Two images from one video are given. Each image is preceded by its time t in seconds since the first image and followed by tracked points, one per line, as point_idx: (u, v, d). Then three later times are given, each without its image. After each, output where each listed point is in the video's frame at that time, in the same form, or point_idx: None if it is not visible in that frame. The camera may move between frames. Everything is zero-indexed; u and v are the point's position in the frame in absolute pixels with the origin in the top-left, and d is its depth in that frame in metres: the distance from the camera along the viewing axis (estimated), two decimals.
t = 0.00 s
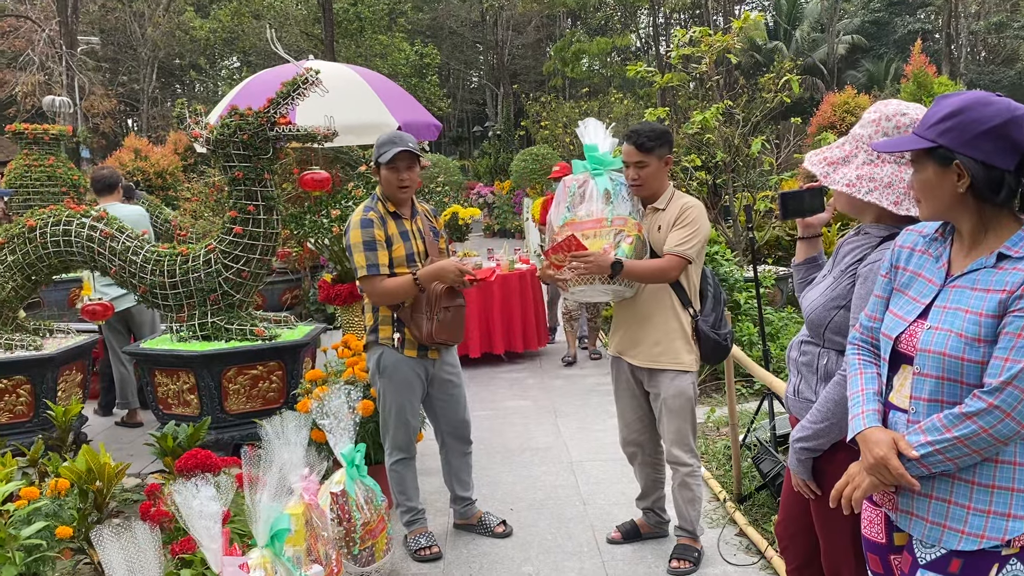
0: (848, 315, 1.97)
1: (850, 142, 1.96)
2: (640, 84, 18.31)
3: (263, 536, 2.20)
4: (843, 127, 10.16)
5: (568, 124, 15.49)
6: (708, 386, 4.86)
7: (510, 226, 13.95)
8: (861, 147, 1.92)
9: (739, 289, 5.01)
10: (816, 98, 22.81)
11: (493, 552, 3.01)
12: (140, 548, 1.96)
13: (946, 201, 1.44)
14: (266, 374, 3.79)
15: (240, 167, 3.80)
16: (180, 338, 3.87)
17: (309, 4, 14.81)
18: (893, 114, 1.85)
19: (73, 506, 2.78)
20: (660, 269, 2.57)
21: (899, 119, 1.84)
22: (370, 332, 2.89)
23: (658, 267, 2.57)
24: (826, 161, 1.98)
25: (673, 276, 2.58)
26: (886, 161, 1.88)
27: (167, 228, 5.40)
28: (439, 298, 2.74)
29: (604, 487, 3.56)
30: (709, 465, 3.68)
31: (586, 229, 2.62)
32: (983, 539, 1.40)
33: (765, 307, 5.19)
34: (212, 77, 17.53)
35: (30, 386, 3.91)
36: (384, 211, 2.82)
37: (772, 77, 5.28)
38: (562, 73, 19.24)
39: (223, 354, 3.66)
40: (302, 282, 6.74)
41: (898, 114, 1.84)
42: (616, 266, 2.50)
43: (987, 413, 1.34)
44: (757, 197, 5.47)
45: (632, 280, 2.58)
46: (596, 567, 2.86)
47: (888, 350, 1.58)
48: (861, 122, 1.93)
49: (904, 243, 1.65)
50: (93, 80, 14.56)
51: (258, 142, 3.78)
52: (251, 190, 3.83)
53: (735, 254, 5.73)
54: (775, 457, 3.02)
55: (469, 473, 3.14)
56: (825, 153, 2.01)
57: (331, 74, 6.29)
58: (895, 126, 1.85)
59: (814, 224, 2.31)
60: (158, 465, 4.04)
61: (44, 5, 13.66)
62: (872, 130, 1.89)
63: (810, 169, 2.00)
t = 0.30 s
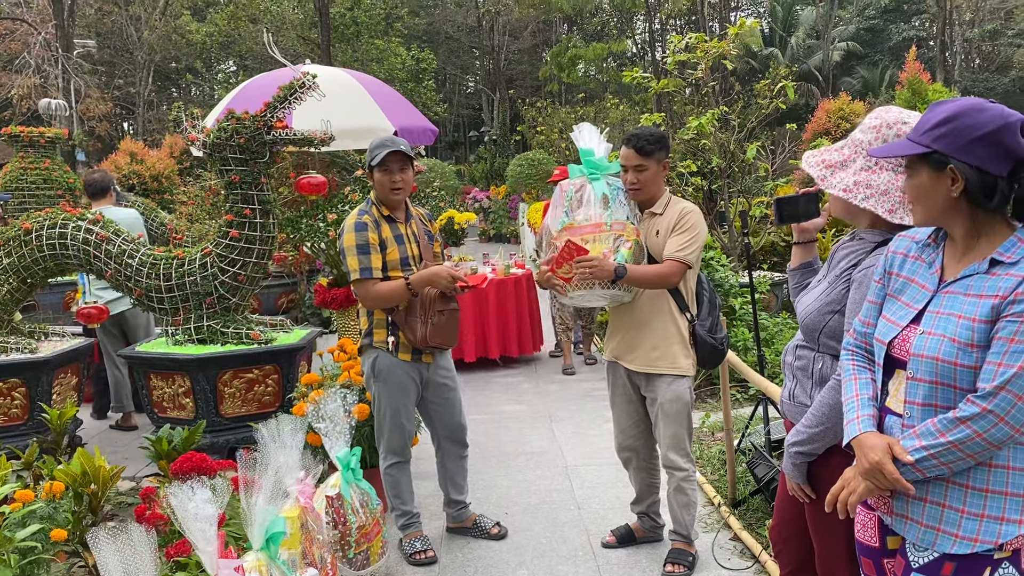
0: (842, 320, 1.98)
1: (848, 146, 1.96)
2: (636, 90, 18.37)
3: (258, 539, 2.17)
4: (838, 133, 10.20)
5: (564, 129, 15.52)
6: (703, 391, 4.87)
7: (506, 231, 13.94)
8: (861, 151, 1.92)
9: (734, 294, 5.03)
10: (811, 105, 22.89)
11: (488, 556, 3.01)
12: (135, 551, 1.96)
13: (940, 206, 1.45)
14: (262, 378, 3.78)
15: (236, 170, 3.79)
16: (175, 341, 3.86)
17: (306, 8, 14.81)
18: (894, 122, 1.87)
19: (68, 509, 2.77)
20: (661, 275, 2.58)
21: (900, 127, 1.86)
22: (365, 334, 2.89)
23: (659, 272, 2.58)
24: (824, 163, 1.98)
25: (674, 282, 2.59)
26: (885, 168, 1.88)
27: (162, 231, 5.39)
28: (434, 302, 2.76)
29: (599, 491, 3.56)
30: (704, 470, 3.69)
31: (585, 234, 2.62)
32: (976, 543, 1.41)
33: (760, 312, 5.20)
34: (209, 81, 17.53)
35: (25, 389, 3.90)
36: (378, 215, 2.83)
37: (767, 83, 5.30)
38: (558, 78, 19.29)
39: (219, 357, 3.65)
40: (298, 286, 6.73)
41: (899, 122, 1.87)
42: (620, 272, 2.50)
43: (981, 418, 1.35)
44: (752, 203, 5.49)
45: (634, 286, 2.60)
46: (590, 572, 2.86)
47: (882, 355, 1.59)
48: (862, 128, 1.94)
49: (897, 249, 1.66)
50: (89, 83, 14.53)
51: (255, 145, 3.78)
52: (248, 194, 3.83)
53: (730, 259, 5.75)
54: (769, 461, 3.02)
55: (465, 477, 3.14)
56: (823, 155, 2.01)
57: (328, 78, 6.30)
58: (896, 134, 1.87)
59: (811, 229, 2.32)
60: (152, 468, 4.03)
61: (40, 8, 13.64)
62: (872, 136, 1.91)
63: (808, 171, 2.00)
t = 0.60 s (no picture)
0: (839, 325, 1.98)
1: (852, 148, 1.96)
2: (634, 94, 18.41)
3: (253, 543, 2.16)
4: (835, 138, 10.23)
5: (562, 133, 15.53)
6: (700, 396, 4.86)
7: (503, 235, 13.92)
8: (864, 155, 1.92)
9: (731, 299, 5.03)
10: (808, 110, 22.93)
11: (485, 560, 3.01)
12: (130, 556, 1.95)
13: (942, 208, 1.45)
14: (258, 381, 3.77)
15: (233, 173, 3.78)
16: (171, 344, 3.84)
17: (304, 11, 14.82)
18: (899, 128, 1.88)
19: (62, 512, 2.77)
20: (662, 281, 2.58)
21: (904, 133, 1.87)
22: (365, 337, 2.90)
23: (660, 278, 2.58)
24: (827, 164, 1.97)
25: (675, 288, 2.59)
26: (886, 174, 1.89)
27: (159, 234, 5.38)
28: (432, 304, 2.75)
29: (596, 496, 3.56)
30: (701, 475, 3.69)
31: (584, 239, 2.60)
32: (975, 549, 1.41)
33: (757, 317, 5.20)
34: (206, 84, 17.50)
35: (20, 392, 3.88)
36: (378, 218, 2.83)
37: (764, 88, 5.30)
38: (556, 82, 19.32)
39: (215, 361, 3.64)
40: (295, 289, 6.71)
41: (904, 128, 1.87)
42: (621, 283, 2.52)
43: (980, 423, 1.35)
44: (750, 208, 5.50)
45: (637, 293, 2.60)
46: None
47: (881, 360, 1.59)
48: (866, 132, 1.94)
49: (895, 254, 1.66)
50: (86, 86, 14.50)
51: (252, 148, 3.78)
52: (244, 197, 3.81)
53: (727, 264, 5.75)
54: (766, 466, 3.02)
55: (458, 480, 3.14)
56: (825, 156, 2.00)
57: (325, 81, 6.30)
58: (900, 140, 1.88)
59: (808, 234, 2.32)
60: (147, 472, 4.01)
61: (37, 10, 13.61)
62: (877, 141, 1.91)
63: (810, 171, 1.99)
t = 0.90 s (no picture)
0: (838, 330, 1.99)
1: (842, 156, 1.97)
2: (631, 98, 18.45)
3: (251, 547, 2.22)
4: (831, 143, 10.27)
5: (559, 136, 15.55)
6: (697, 400, 4.87)
7: (499, 238, 13.91)
8: (854, 162, 1.93)
9: (729, 302, 5.04)
10: (804, 114, 22.97)
11: (483, 564, 3.01)
12: (128, 560, 1.94)
13: (942, 211, 1.46)
14: (255, 385, 3.77)
15: (231, 176, 3.78)
16: (169, 347, 3.83)
17: (301, 14, 14.82)
18: (886, 131, 1.90)
19: (59, 516, 2.76)
20: (660, 285, 2.59)
21: (890, 136, 1.89)
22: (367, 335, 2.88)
23: (658, 283, 2.59)
24: (819, 174, 1.99)
25: (674, 292, 2.60)
26: (877, 177, 1.90)
27: (156, 237, 5.37)
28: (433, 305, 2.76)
29: (593, 499, 3.56)
30: (698, 479, 3.69)
31: (582, 245, 2.60)
32: (974, 554, 1.42)
33: (755, 321, 5.21)
34: (203, 86, 17.48)
35: (17, 395, 3.86)
36: (385, 219, 2.83)
37: (761, 93, 5.32)
38: (553, 85, 19.34)
39: (212, 364, 3.64)
40: (292, 292, 6.71)
41: (891, 131, 1.89)
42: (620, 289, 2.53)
43: (979, 429, 1.36)
44: (747, 211, 5.51)
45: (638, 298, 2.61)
46: None
47: (880, 366, 1.60)
48: (855, 138, 1.96)
49: (894, 259, 1.67)
50: (82, 88, 14.47)
51: (250, 152, 3.77)
52: (242, 200, 3.81)
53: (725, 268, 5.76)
54: (764, 470, 3.03)
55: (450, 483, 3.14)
56: (818, 166, 2.01)
57: (323, 84, 6.30)
58: (888, 143, 1.89)
59: (807, 240, 2.34)
60: (144, 476, 4.00)
61: (34, 12, 13.58)
62: (865, 146, 1.92)
63: (803, 182, 2.00)
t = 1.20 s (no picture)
0: (834, 332, 1.98)
1: (833, 161, 1.98)
2: (628, 100, 18.48)
3: (245, 551, 2.17)
4: (826, 145, 10.30)
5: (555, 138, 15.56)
6: (693, 401, 4.87)
7: (496, 240, 13.92)
8: (845, 165, 1.94)
9: (724, 304, 5.04)
10: (800, 116, 23.02)
11: (478, 567, 3.00)
12: (119, 563, 1.93)
13: (938, 213, 1.45)
14: (250, 387, 3.76)
15: (226, 178, 3.78)
16: (163, 350, 3.82)
17: (298, 17, 14.83)
18: (875, 133, 1.91)
19: (52, 519, 2.73)
20: (655, 288, 2.58)
21: (880, 138, 1.90)
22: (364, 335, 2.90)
23: (654, 286, 2.58)
24: (811, 179, 1.98)
25: (668, 294, 2.59)
26: (870, 179, 1.90)
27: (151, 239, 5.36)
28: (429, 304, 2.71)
29: (589, 501, 3.56)
30: (694, 480, 3.69)
31: (576, 247, 2.62)
32: (970, 557, 1.41)
33: (750, 323, 5.21)
34: (199, 88, 17.47)
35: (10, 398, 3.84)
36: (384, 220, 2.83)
37: (757, 94, 5.32)
38: (550, 88, 19.36)
39: (207, 366, 3.63)
40: (288, 294, 6.70)
41: (880, 132, 1.90)
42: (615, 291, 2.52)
43: (974, 431, 1.35)
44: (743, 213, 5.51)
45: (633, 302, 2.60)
46: None
47: (876, 367, 1.59)
48: (844, 141, 1.96)
49: (891, 260, 1.67)
50: (78, 89, 14.46)
51: (245, 153, 3.77)
52: (237, 202, 3.80)
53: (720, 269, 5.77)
54: (760, 472, 3.02)
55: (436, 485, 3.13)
56: (810, 172, 2.02)
57: (318, 87, 6.30)
58: (878, 144, 1.90)
59: (801, 242, 2.33)
60: (139, 478, 3.99)
61: (29, 14, 13.57)
62: (855, 148, 1.93)
63: (795, 188, 2.00)
